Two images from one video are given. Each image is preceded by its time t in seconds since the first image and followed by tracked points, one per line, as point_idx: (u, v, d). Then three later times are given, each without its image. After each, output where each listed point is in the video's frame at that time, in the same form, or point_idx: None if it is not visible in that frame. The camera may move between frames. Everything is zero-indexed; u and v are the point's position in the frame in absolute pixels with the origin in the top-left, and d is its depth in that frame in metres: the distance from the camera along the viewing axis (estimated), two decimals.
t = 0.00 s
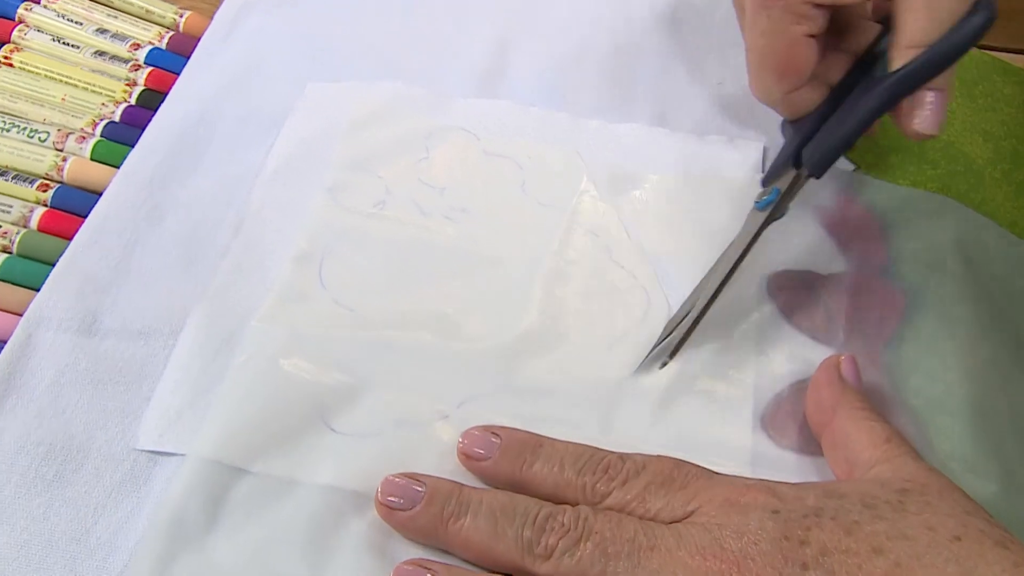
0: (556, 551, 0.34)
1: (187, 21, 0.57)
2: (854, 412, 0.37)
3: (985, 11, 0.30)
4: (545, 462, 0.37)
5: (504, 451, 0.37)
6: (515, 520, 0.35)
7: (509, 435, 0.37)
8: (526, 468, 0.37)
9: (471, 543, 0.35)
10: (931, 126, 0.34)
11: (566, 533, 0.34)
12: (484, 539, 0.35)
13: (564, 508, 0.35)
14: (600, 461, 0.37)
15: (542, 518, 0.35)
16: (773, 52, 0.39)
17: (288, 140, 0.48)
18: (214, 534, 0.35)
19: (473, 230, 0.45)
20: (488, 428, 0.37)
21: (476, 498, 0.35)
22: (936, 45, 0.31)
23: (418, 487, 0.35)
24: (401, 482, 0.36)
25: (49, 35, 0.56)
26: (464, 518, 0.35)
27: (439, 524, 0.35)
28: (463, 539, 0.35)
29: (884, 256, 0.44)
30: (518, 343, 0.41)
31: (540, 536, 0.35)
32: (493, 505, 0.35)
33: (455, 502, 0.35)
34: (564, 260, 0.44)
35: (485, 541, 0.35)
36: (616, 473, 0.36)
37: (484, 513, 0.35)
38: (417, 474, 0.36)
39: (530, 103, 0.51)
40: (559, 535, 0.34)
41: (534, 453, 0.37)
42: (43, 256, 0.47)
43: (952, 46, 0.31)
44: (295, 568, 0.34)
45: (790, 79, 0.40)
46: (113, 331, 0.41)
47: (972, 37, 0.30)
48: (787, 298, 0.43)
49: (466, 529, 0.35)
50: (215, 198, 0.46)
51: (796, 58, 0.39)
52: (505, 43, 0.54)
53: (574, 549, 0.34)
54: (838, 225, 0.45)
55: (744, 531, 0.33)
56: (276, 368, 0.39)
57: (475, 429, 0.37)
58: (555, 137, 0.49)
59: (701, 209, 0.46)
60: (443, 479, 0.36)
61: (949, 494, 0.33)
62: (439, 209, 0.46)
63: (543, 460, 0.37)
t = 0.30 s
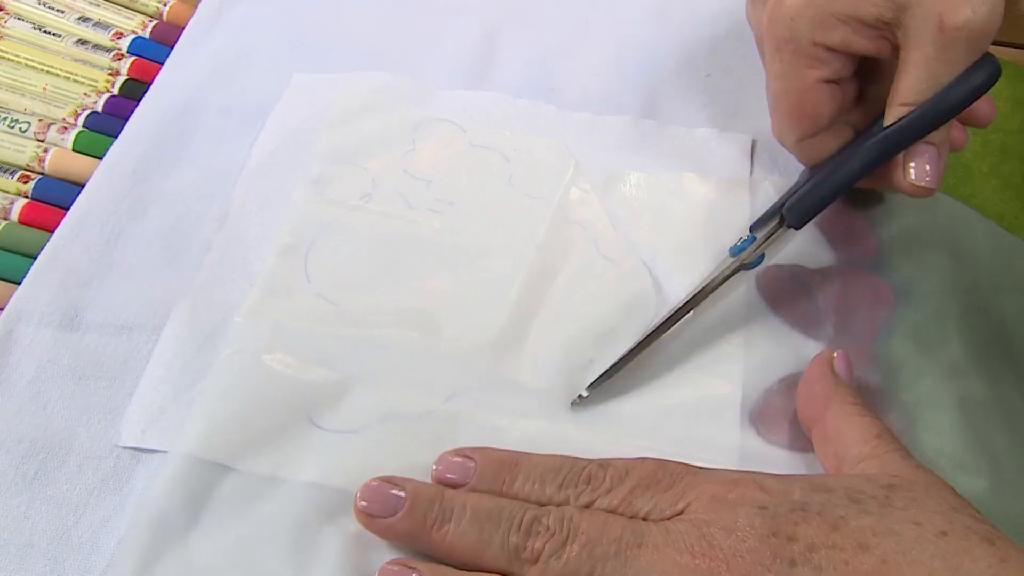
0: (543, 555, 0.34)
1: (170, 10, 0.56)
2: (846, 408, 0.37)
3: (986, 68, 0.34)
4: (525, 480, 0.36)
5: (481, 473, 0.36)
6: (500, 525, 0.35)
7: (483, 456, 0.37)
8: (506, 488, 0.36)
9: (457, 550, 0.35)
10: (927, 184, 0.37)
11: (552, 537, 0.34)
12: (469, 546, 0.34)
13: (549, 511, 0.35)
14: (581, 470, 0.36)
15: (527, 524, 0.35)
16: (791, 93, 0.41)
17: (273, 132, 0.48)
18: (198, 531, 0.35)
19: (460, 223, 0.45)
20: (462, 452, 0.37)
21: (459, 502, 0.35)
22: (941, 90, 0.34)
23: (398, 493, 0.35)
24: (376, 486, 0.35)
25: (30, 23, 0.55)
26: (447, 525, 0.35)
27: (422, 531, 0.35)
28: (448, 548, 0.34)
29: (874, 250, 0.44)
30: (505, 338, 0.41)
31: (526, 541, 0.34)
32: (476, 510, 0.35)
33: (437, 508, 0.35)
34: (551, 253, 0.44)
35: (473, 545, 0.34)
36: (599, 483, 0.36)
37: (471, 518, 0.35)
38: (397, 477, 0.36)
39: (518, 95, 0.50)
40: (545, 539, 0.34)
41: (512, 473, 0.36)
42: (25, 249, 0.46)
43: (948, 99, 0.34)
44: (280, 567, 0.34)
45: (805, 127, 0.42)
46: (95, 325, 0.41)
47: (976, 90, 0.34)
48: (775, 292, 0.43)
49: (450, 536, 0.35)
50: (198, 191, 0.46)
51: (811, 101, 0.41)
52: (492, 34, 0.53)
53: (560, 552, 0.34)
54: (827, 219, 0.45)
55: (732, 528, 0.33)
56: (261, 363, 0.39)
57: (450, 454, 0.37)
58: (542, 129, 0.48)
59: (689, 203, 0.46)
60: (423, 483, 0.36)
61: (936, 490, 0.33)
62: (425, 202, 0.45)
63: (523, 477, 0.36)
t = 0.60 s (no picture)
0: (526, 567, 0.34)
1: (154, 23, 0.56)
2: (829, 419, 0.38)
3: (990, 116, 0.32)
4: (510, 492, 0.36)
5: (465, 487, 0.36)
6: (482, 539, 0.35)
7: (468, 469, 0.37)
8: (491, 501, 0.36)
9: (441, 565, 0.34)
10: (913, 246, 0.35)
11: (535, 550, 0.34)
12: (452, 561, 0.34)
13: (531, 523, 0.35)
14: (565, 482, 0.36)
15: (511, 537, 0.34)
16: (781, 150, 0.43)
17: (258, 144, 0.48)
18: (184, 544, 0.35)
19: (443, 235, 0.45)
20: (446, 464, 0.37)
21: (441, 517, 0.35)
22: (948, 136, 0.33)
23: (381, 511, 0.35)
24: (359, 505, 0.35)
25: (13, 36, 0.55)
26: (430, 540, 0.35)
27: (405, 547, 0.35)
28: (431, 564, 0.35)
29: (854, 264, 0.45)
30: (488, 350, 0.41)
31: (509, 554, 0.34)
32: (459, 525, 0.35)
33: (420, 525, 0.35)
34: (535, 266, 0.44)
35: (456, 560, 0.34)
36: (583, 494, 0.36)
37: (455, 531, 0.35)
38: (379, 496, 0.36)
39: (501, 107, 0.51)
40: (528, 551, 0.34)
41: (497, 485, 0.36)
42: (9, 263, 0.46)
43: (960, 144, 0.32)
44: None
45: (791, 186, 0.44)
46: (79, 338, 0.41)
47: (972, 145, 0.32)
48: (757, 303, 0.43)
49: (434, 551, 0.35)
50: (182, 204, 0.46)
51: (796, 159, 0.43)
52: (475, 47, 0.54)
53: (543, 563, 0.34)
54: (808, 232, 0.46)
55: (715, 537, 0.33)
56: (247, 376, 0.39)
57: (432, 466, 0.37)
58: (525, 141, 0.49)
59: (671, 216, 0.46)
60: (407, 500, 0.36)
61: (917, 498, 0.33)
62: (409, 214, 0.45)
63: (507, 489, 0.36)
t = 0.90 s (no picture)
0: (555, 539, 0.35)
1: None
2: (857, 394, 0.37)
3: None
4: (536, 464, 0.36)
5: (490, 458, 0.36)
6: (511, 511, 0.35)
7: (493, 441, 0.36)
8: (516, 471, 0.36)
9: (469, 537, 0.35)
10: (955, 250, 0.33)
11: (563, 520, 0.35)
12: (481, 532, 0.35)
13: (560, 493, 0.35)
14: (591, 454, 0.36)
15: (539, 509, 0.35)
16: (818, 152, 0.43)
17: (284, 117, 0.48)
18: (214, 510, 0.35)
19: (470, 210, 0.45)
20: (470, 436, 0.37)
21: (469, 489, 0.35)
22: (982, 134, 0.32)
23: (410, 482, 0.35)
24: (389, 476, 0.35)
25: (40, 10, 0.55)
26: (459, 512, 0.35)
27: (434, 520, 0.35)
28: (459, 538, 0.35)
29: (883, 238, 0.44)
30: (516, 324, 0.41)
31: (537, 526, 0.35)
32: (487, 498, 0.35)
33: (448, 496, 0.35)
34: (562, 241, 0.44)
35: (485, 531, 0.35)
36: (610, 467, 0.36)
37: (484, 504, 0.35)
38: (407, 467, 0.36)
39: (527, 82, 0.50)
40: (557, 523, 0.35)
41: (523, 457, 0.36)
42: (38, 233, 0.46)
43: (1011, 134, 0.31)
44: (295, 546, 0.34)
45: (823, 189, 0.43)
46: (108, 307, 0.41)
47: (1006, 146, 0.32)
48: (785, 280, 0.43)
49: (462, 523, 0.35)
50: (210, 176, 0.46)
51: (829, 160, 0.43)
52: (501, 22, 0.54)
53: (572, 535, 0.34)
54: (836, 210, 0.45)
55: (745, 510, 0.33)
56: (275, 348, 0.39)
57: (459, 439, 0.37)
58: (551, 117, 0.49)
59: (698, 192, 0.46)
60: (433, 471, 0.36)
61: (948, 471, 0.33)
62: (435, 187, 0.45)
63: (533, 460, 0.36)
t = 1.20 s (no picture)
0: (572, 533, 0.34)
1: None
2: (875, 391, 0.37)
3: None
4: (553, 457, 0.36)
5: (508, 451, 0.36)
6: (528, 504, 0.35)
7: (511, 435, 0.36)
8: (534, 465, 0.36)
9: (485, 529, 0.34)
10: (950, 274, 0.31)
11: (581, 514, 0.34)
12: (497, 525, 0.34)
13: (577, 487, 0.35)
14: (609, 449, 0.36)
15: (556, 503, 0.35)
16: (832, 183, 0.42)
17: (299, 108, 0.48)
18: (227, 501, 0.34)
19: (487, 203, 0.44)
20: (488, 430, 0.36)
21: (486, 482, 0.35)
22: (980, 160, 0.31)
23: (426, 473, 0.35)
24: (404, 467, 0.35)
25: None
26: (475, 504, 0.34)
27: (448, 513, 0.34)
28: (474, 531, 0.34)
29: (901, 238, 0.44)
30: (532, 319, 0.40)
31: (554, 519, 0.34)
32: (504, 491, 0.35)
33: (464, 488, 0.35)
34: (578, 236, 0.43)
35: (501, 525, 0.34)
36: (627, 460, 0.36)
37: (500, 499, 0.35)
38: (422, 459, 0.35)
39: (543, 75, 0.50)
40: (574, 517, 0.34)
41: (540, 450, 0.36)
42: (51, 221, 0.46)
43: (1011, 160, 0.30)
44: (309, 538, 0.34)
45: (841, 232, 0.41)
46: (122, 296, 0.41)
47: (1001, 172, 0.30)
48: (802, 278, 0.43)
49: (478, 514, 0.34)
50: (224, 166, 0.46)
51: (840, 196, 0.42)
52: (518, 16, 0.53)
53: (589, 529, 0.34)
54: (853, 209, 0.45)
55: (762, 506, 0.33)
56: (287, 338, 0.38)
57: (477, 431, 0.36)
58: (567, 111, 0.48)
59: (715, 187, 0.46)
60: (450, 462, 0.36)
61: (966, 469, 0.33)
62: (451, 180, 0.45)
63: (550, 454, 0.36)
